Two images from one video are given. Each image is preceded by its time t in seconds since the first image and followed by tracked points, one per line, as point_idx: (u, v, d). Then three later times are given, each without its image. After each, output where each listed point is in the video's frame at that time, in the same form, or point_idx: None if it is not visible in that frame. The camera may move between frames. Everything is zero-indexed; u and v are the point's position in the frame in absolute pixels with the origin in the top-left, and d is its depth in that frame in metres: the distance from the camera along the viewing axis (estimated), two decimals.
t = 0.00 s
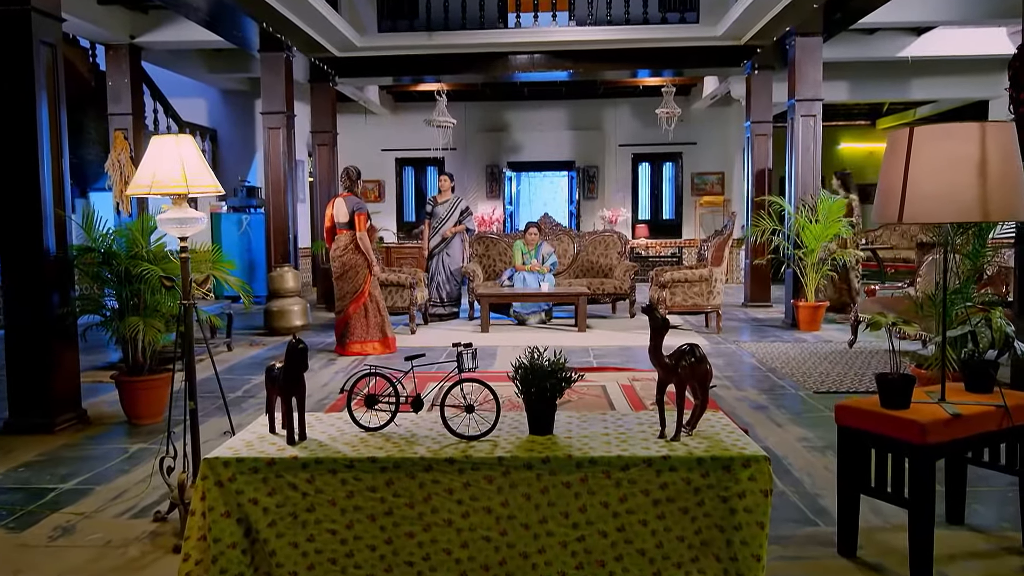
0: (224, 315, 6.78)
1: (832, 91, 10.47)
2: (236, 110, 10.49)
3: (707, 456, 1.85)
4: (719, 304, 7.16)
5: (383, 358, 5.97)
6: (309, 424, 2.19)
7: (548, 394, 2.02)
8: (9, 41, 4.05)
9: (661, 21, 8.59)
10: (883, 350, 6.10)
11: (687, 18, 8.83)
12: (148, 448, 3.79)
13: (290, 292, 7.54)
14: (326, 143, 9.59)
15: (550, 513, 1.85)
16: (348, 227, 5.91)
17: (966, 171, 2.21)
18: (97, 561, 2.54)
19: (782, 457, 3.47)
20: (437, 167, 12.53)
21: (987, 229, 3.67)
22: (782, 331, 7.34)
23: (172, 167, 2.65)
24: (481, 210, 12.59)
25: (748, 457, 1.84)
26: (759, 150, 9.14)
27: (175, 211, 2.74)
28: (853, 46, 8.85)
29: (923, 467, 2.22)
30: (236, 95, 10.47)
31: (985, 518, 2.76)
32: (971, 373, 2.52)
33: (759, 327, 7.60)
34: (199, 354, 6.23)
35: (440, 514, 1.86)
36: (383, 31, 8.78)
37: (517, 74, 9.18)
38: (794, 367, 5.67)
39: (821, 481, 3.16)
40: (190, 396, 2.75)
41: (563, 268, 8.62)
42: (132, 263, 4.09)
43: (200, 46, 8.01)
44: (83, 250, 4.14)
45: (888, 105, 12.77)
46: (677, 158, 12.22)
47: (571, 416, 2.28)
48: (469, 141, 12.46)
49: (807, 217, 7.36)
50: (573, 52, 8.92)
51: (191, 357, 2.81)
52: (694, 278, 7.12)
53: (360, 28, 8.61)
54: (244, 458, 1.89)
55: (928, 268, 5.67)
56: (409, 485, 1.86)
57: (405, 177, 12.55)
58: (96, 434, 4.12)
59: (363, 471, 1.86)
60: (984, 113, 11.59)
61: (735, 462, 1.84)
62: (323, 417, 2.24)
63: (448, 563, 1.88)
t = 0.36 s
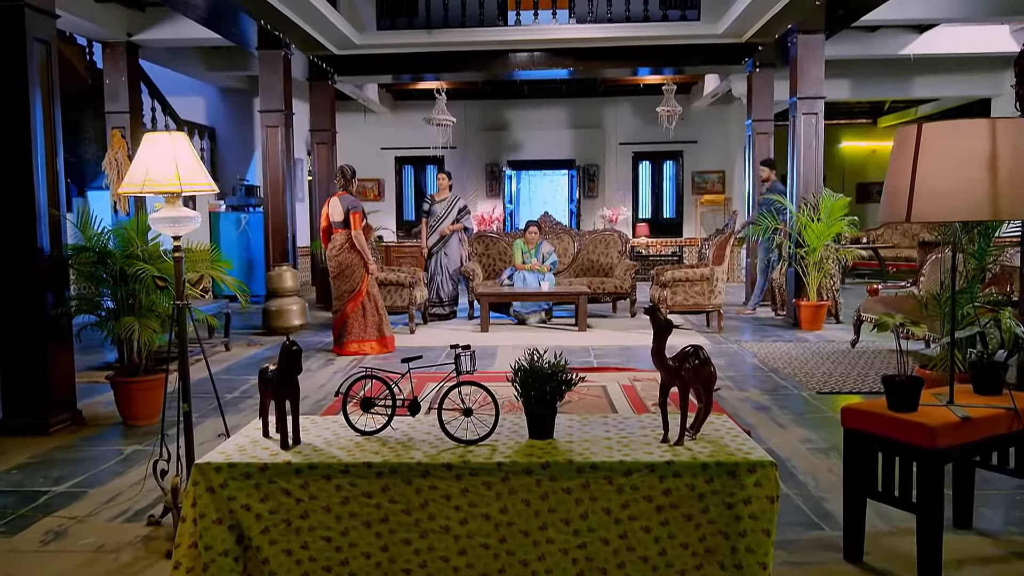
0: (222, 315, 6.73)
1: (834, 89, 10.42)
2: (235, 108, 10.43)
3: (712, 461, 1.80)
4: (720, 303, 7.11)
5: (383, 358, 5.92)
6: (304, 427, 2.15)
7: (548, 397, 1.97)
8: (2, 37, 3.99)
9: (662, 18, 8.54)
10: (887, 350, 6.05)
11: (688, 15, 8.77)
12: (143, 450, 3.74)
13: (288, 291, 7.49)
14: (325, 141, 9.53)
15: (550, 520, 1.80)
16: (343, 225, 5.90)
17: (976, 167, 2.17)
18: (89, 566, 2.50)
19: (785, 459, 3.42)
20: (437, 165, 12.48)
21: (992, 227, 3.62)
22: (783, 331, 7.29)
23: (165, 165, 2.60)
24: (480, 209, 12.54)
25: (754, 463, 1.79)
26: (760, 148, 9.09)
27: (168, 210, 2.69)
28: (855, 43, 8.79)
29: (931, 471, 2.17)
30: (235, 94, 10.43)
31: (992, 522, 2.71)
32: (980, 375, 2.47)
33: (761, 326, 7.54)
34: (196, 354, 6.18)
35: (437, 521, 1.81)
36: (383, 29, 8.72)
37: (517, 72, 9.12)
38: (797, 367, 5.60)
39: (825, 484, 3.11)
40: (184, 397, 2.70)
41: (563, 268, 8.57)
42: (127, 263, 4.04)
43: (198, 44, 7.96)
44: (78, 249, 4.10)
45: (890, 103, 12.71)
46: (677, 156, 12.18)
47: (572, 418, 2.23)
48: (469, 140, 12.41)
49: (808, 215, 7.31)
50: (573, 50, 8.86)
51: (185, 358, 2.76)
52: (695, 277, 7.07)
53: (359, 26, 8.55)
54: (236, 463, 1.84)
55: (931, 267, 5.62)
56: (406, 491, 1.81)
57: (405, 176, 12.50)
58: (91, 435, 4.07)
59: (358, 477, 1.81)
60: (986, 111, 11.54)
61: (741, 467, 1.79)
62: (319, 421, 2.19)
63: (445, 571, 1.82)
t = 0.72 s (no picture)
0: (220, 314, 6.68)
1: (836, 86, 10.36)
2: (234, 105, 10.38)
3: (716, 466, 1.75)
4: (722, 302, 7.07)
5: (382, 357, 5.88)
6: (299, 430, 2.10)
7: (548, 400, 1.92)
8: None
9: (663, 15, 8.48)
10: (889, 349, 5.99)
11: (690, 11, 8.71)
12: (139, 450, 3.69)
13: (287, 290, 7.44)
14: (325, 139, 9.46)
15: (551, 526, 1.75)
16: (338, 224, 5.86)
17: (987, 165, 2.12)
18: (81, 571, 2.45)
19: (790, 460, 3.37)
20: (437, 164, 12.43)
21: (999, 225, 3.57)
22: (786, 330, 7.24)
23: (157, 162, 2.55)
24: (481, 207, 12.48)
25: (760, 468, 1.74)
26: (762, 146, 9.03)
27: (162, 208, 2.64)
28: (857, 40, 8.74)
29: (940, 475, 2.12)
30: (234, 91, 10.37)
31: (1001, 525, 2.66)
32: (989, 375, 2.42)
33: (764, 326, 7.46)
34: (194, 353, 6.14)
35: (434, 527, 1.76)
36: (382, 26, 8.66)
37: (517, 70, 9.07)
38: (799, 367, 5.54)
39: (830, 486, 3.06)
40: (178, 398, 2.65)
41: (563, 266, 8.51)
42: (122, 261, 3.99)
43: (197, 41, 7.90)
44: (72, 247, 4.05)
45: (892, 100, 12.65)
46: (679, 154, 12.12)
47: (574, 420, 2.18)
48: (469, 138, 12.35)
49: (810, 213, 7.26)
50: (574, 47, 8.80)
51: (180, 359, 2.71)
52: (697, 275, 7.02)
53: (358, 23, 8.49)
54: (229, 467, 1.80)
55: (935, 265, 5.57)
56: (401, 496, 1.76)
57: (405, 173, 12.44)
58: (86, 436, 4.02)
59: (353, 482, 1.76)
60: (988, 108, 11.48)
61: (746, 472, 1.74)
62: (315, 424, 2.14)
63: None
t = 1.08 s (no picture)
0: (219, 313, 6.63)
1: (840, 83, 10.28)
2: (234, 103, 10.34)
3: (724, 472, 1.70)
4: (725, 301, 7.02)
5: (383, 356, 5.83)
6: (295, 433, 2.05)
7: (550, 404, 1.86)
8: None
9: (666, 12, 8.42)
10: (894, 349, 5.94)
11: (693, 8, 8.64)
12: (136, 451, 3.64)
13: (288, 289, 7.39)
14: (325, 137, 9.44)
15: (554, 533, 1.70)
16: (336, 223, 5.83)
17: (1002, 161, 2.06)
18: None
19: (796, 462, 3.32)
20: (439, 162, 12.38)
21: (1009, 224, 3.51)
22: (790, 329, 7.18)
23: (151, 159, 2.50)
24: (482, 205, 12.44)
25: (769, 473, 1.69)
26: (766, 144, 8.97)
27: (156, 206, 2.60)
28: (861, 37, 8.67)
29: (953, 480, 2.07)
30: (235, 89, 10.32)
31: (1013, 530, 2.60)
32: (1002, 378, 2.37)
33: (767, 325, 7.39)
34: (194, 352, 6.09)
35: (433, 535, 1.71)
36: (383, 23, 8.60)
37: (519, 67, 9.01)
38: (803, 367, 5.48)
39: (837, 489, 3.01)
40: (173, 400, 2.60)
41: (566, 265, 8.46)
42: (119, 260, 3.94)
43: (197, 38, 7.85)
44: (69, 246, 4.00)
45: (896, 98, 12.57)
46: (681, 152, 12.06)
47: (577, 422, 2.13)
48: (470, 136, 12.30)
49: (815, 211, 7.21)
50: (576, 44, 8.74)
51: (175, 360, 2.67)
52: (700, 274, 6.96)
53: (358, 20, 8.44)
54: (222, 473, 1.75)
55: (940, 264, 5.51)
56: (399, 503, 1.71)
57: (406, 172, 12.39)
58: (83, 437, 3.97)
59: (349, 488, 1.71)
60: (993, 105, 11.41)
61: (755, 478, 1.68)
62: (311, 427, 2.09)
63: None
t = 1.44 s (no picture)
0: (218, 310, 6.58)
1: (844, 78, 10.21)
2: (234, 99, 10.27)
3: (732, 477, 1.64)
4: (729, 298, 6.96)
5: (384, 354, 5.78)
6: (289, 435, 2.00)
7: (551, 406, 1.81)
8: None
9: (669, 6, 8.34)
10: (899, 347, 5.88)
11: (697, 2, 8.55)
12: (132, 451, 3.59)
13: (288, 286, 7.35)
14: (325, 132, 9.40)
15: (555, 540, 1.65)
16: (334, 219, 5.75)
17: (1016, 154, 2.00)
18: None
19: (801, 463, 3.26)
20: (440, 158, 12.32)
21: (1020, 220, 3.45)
22: (793, 326, 7.11)
23: (144, 154, 2.44)
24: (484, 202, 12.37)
25: (778, 479, 1.63)
26: (770, 140, 8.90)
27: (149, 202, 2.54)
28: (865, 32, 8.59)
29: (965, 484, 2.01)
30: (235, 84, 10.26)
31: None
32: (1016, 378, 2.31)
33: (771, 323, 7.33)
34: (192, 350, 6.04)
35: (431, 541, 1.66)
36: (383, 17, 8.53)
37: (520, 62, 8.93)
38: (807, 364, 5.43)
39: (844, 490, 2.95)
40: (167, 400, 2.55)
41: (568, 261, 8.40)
42: (115, 257, 3.89)
43: (195, 33, 7.79)
44: (64, 243, 3.95)
45: (900, 93, 12.50)
46: (684, 148, 11.99)
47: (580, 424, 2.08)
48: (471, 131, 12.23)
49: (819, 208, 7.15)
50: (578, 39, 8.67)
51: (169, 359, 2.62)
52: (704, 271, 6.89)
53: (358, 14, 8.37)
54: (213, 477, 1.69)
55: (946, 260, 5.45)
56: (396, 509, 1.66)
57: (407, 168, 12.33)
58: (79, 437, 3.92)
59: (344, 494, 1.66)
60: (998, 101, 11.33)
61: (764, 484, 1.63)
62: (306, 429, 2.03)
63: None
